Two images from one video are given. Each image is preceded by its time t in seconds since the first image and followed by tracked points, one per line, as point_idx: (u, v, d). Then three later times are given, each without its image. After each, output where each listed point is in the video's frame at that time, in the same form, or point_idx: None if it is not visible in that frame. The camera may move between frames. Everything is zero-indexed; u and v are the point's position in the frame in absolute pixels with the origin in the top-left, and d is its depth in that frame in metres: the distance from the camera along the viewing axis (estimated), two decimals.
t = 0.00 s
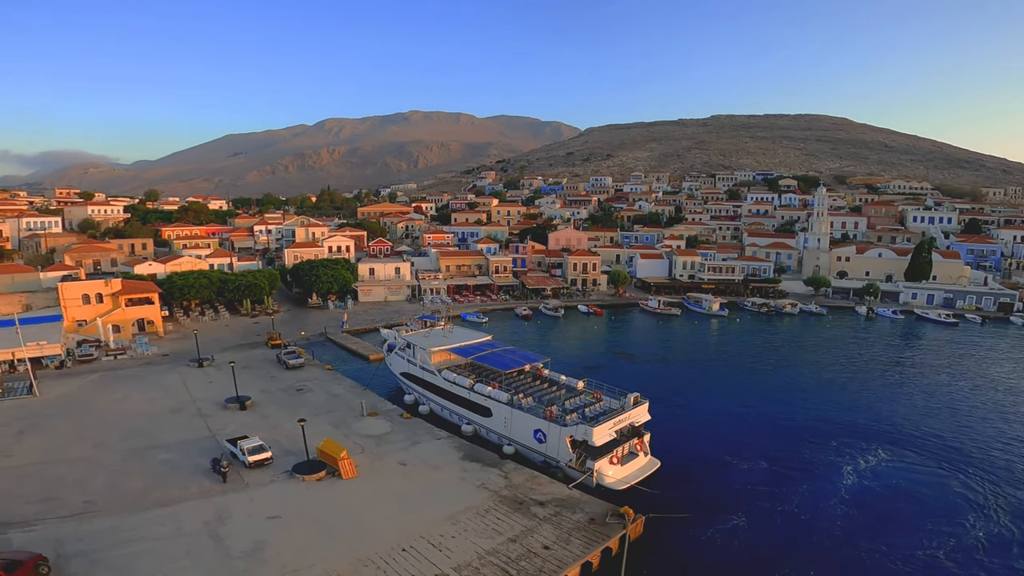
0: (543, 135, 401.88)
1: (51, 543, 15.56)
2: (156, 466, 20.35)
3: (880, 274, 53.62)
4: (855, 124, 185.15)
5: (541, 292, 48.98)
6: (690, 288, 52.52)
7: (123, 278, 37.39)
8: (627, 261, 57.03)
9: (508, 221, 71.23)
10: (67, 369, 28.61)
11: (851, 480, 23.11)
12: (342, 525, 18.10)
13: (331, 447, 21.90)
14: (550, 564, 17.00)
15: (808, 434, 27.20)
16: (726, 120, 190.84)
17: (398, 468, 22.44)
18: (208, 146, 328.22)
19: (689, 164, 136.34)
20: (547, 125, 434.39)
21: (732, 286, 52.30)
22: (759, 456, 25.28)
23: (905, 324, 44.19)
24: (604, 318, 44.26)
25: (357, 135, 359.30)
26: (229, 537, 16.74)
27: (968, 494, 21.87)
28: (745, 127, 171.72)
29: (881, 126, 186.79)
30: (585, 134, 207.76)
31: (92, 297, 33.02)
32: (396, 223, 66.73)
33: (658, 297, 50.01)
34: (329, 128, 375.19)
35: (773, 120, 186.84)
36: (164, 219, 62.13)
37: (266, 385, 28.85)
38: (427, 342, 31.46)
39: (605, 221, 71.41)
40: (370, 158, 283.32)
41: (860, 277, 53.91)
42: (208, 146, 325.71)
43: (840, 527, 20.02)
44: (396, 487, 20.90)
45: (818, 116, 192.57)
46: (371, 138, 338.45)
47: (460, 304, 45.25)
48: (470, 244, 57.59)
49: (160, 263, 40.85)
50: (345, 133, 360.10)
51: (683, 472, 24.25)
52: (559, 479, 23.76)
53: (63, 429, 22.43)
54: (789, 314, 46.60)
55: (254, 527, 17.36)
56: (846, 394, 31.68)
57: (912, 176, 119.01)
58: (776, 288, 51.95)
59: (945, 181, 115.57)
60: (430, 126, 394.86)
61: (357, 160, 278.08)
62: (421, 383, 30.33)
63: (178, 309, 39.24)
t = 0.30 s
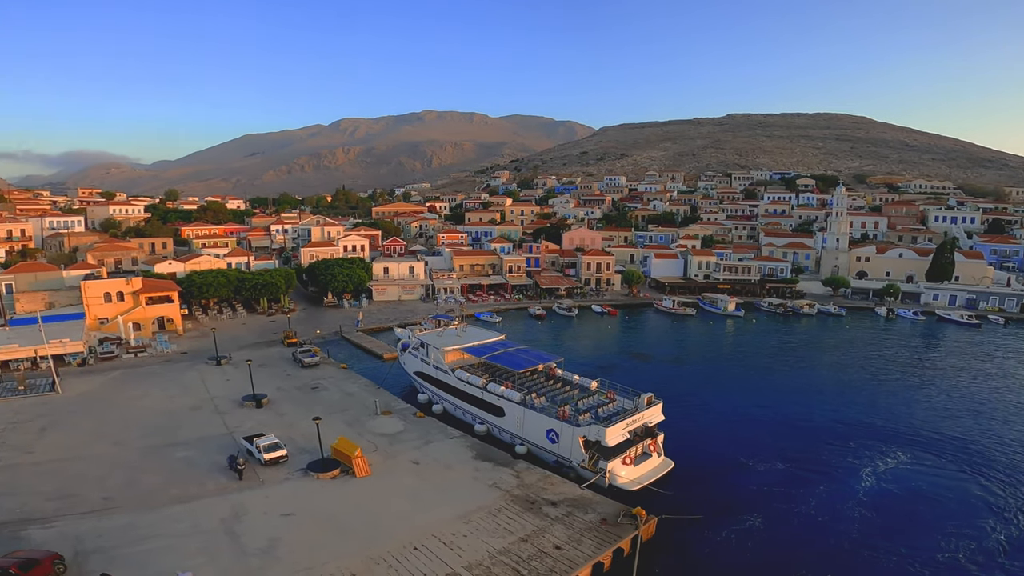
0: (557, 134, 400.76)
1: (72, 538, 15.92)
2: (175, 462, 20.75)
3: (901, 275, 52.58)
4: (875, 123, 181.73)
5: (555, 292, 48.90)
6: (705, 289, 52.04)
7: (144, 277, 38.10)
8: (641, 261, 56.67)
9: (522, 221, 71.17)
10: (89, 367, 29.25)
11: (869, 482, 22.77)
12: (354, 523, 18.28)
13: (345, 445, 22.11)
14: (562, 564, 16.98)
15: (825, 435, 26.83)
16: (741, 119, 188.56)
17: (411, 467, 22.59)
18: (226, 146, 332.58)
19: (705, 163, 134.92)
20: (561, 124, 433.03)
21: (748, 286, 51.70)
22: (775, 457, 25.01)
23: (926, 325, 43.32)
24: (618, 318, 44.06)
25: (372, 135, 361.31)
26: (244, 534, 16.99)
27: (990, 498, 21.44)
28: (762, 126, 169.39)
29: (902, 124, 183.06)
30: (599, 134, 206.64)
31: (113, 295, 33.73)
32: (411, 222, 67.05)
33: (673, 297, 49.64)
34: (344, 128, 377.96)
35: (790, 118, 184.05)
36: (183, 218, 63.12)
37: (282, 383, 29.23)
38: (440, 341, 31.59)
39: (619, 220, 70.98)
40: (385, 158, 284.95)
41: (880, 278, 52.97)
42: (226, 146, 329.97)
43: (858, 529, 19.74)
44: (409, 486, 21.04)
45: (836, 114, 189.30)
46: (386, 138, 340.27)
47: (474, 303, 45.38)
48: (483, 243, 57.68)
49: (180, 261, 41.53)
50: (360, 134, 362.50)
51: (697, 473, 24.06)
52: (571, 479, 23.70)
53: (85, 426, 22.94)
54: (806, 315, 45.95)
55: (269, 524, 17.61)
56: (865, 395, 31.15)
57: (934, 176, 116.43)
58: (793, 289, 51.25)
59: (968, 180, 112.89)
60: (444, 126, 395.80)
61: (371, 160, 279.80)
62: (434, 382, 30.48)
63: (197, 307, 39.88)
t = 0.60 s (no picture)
0: (579, 133, 399.63)
1: (101, 530, 16.43)
2: (201, 456, 21.30)
3: (933, 277, 50.95)
4: (908, 122, 176.39)
5: (576, 291, 48.73)
6: (729, 289, 51.25)
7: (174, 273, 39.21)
8: (664, 261, 56.06)
9: (543, 220, 71.04)
10: (121, 361, 30.21)
11: (897, 486, 22.22)
12: (373, 519, 18.52)
13: (365, 441, 22.40)
14: (577, 564, 16.92)
15: (852, 438, 26.21)
16: (768, 117, 184.88)
17: (430, 464, 22.78)
18: (253, 144, 338.99)
19: (730, 162, 132.67)
20: (585, 122, 430.50)
21: (773, 287, 50.74)
22: (799, 459, 24.54)
23: (960, 328, 41.95)
24: (639, 318, 43.69)
25: (396, 133, 364.40)
26: (266, 529, 17.35)
27: None
28: (789, 125, 165.71)
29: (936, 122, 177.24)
30: (621, 133, 204.86)
31: (145, 291, 34.82)
32: (432, 221, 67.48)
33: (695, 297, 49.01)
34: (369, 126, 381.98)
35: (819, 117, 179.75)
36: (212, 216, 64.61)
37: (305, 379, 29.77)
38: (461, 339, 31.74)
39: (641, 219, 70.31)
40: (408, 156, 287.13)
41: (911, 280, 51.43)
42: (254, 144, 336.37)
43: (884, 535, 19.28)
44: (427, 482, 21.24)
45: (867, 113, 184.31)
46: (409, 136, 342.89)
47: (494, 301, 45.51)
48: (505, 242, 57.77)
49: (208, 258, 42.56)
50: (384, 132, 365.89)
51: (717, 474, 23.73)
52: (590, 479, 23.58)
53: (116, 420, 23.72)
54: (834, 317, 44.91)
55: (289, 519, 17.96)
56: (894, 398, 30.33)
57: (970, 176, 112.43)
58: (821, 290, 50.13)
59: (1006, 180, 108.78)
60: (467, 125, 396.98)
61: (394, 159, 282.19)
62: (454, 379, 30.66)
63: (225, 303, 40.83)
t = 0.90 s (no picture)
0: (599, 132, 397.56)
1: (127, 527, 16.89)
2: (224, 453, 21.77)
3: (965, 277, 49.40)
4: (938, 120, 171.51)
5: (595, 291, 48.47)
6: (752, 289, 50.44)
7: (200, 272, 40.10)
8: (684, 260, 55.42)
9: (562, 220, 70.78)
10: (149, 359, 31.01)
11: (924, 489, 21.74)
12: (391, 517, 18.73)
13: (384, 439, 22.65)
14: (593, 565, 16.86)
15: (878, 441, 25.65)
16: (792, 115, 181.40)
17: (447, 463, 22.93)
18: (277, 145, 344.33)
19: (752, 161, 130.49)
20: (605, 120, 427.55)
21: (798, 287, 49.80)
22: (823, 461, 24.12)
23: (992, 330, 40.65)
24: (659, 318, 43.30)
25: (416, 133, 366.67)
26: (286, 526, 17.66)
27: None
28: (814, 124, 162.32)
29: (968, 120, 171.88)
30: (641, 132, 202.98)
31: (173, 289, 35.72)
32: (452, 220, 67.76)
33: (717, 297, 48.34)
34: (389, 126, 385.10)
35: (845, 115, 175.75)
36: (236, 215, 65.85)
37: (326, 377, 30.19)
38: (480, 338, 31.85)
39: (662, 219, 69.64)
40: (428, 156, 288.65)
41: (942, 280, 49.94)
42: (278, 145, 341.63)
43: (910, 539, 18.88)
44: (445, 481, 21.39)
45: (895, 112, 179.76)
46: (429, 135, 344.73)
47: (513, 301, 45.55)
48: (523, 241, 57.75)
49: (233, 257, 43.41)
50: (404, 132, 368.48)
51: (738, 475, 23.40)
52: (607, 480, 23.42)
53: (143, 416, 24.36)
54: (860, 318, 43.90)
55: (309, 517, 18.25)
56: (922, 400, 29.55)
57: (1004, 174, 108.73)
58: (847, 290, 49.01)
59: None
60: (487, 124, 397.55)
61: (414, 159, 284.09)
62: (472, 379, 30.78)
63: (249, 301, 41.57)
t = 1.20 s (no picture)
0: (628, 132, 393.66)
1: (161, 520, 17.50)
2: (254, 449, 22.38)
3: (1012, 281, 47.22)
4: (983, 119, 164.62)
5: (623, 292, 48.06)
6: (784, 291, 49.24)
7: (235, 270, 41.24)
8: (714, 261, 54.47)
9: (589, 220, 70.34)
10: (185, 354, 32.06)
11: (963, 496, 21.03)
12: (415, 515, 18.95)
13: (408, 438, 22.90)
14: (614, 567, 16.73)
15: (915, 446, 24.84)
16: (828, 114, 176.46)
17: (471, 462, 23.07)
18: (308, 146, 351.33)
19: (785, 161, 127.35)
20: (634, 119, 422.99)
21: (833, 290, 48.44)
22: (856, 466, 23.50)
23: None
24: (687, 320, 42.67)
25: (444, 133, 369.34)
26: (311, 522, 18.04)
27: None
28: (850, 122, 157.52)
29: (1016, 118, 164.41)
30: (670, 132, 200.00)
31: (209, 287, 36.80)
32: (478, 220, 68.05)
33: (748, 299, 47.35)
34: (418, 126, 388.77)
35: (883, 114, 170.13)
36: (269, 215, 67.44)
37: (353, 375, 30.71)
38: (505, 338, 31.92)
39: (691, 219, 68.59)
40: (456, 155, 290.42)
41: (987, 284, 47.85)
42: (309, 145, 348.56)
43: (947, 547, 18.30)
44: (468, 480, 21.56)
45: (937, 110, 173.15)
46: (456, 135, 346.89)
47: (539, 301, 45.52)
48: (550, 241, 57.62)
49: (266, 256, 44.50)
50: (432, 132, 371.52)
51: (767, 479, 22.90)
52: (631, 482, 23.14)
53: (179, 411, 25.21)
54: (898, 321, 42.42)
55: (335, 513, 18.62)
56: (964, 406, 28.43)
57: None
58: (885, 293, 47.42)
59: None
60: (515, 124, 397.73)
61: (442, 158, 286.41)
62: (497, 379, 30.88)
63: (281, 299, 42.55)
